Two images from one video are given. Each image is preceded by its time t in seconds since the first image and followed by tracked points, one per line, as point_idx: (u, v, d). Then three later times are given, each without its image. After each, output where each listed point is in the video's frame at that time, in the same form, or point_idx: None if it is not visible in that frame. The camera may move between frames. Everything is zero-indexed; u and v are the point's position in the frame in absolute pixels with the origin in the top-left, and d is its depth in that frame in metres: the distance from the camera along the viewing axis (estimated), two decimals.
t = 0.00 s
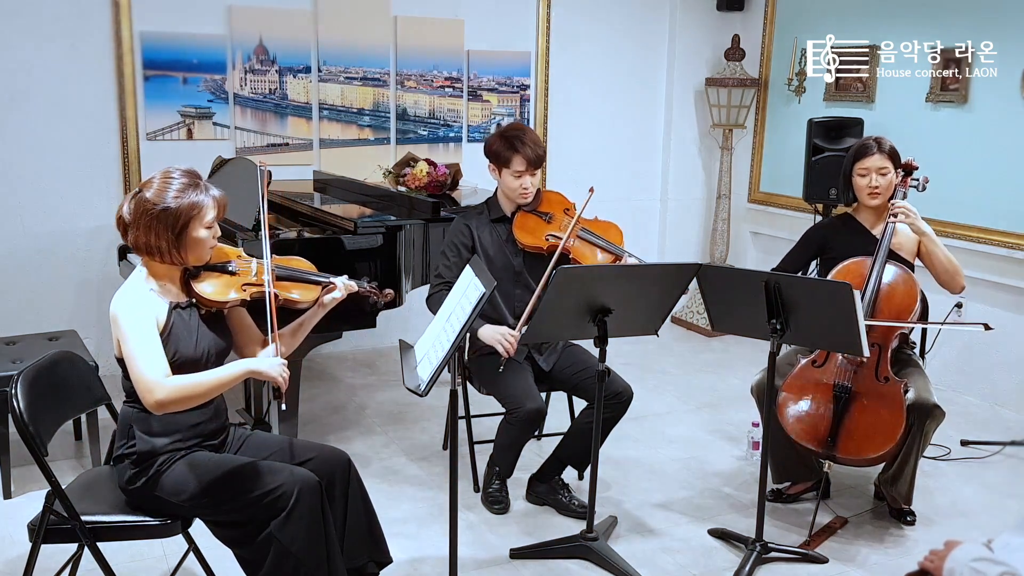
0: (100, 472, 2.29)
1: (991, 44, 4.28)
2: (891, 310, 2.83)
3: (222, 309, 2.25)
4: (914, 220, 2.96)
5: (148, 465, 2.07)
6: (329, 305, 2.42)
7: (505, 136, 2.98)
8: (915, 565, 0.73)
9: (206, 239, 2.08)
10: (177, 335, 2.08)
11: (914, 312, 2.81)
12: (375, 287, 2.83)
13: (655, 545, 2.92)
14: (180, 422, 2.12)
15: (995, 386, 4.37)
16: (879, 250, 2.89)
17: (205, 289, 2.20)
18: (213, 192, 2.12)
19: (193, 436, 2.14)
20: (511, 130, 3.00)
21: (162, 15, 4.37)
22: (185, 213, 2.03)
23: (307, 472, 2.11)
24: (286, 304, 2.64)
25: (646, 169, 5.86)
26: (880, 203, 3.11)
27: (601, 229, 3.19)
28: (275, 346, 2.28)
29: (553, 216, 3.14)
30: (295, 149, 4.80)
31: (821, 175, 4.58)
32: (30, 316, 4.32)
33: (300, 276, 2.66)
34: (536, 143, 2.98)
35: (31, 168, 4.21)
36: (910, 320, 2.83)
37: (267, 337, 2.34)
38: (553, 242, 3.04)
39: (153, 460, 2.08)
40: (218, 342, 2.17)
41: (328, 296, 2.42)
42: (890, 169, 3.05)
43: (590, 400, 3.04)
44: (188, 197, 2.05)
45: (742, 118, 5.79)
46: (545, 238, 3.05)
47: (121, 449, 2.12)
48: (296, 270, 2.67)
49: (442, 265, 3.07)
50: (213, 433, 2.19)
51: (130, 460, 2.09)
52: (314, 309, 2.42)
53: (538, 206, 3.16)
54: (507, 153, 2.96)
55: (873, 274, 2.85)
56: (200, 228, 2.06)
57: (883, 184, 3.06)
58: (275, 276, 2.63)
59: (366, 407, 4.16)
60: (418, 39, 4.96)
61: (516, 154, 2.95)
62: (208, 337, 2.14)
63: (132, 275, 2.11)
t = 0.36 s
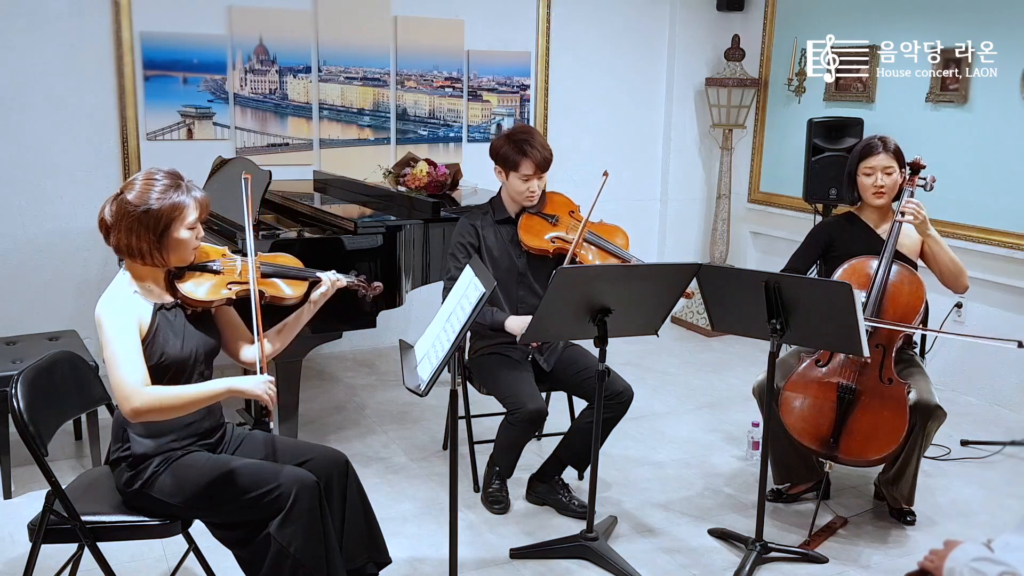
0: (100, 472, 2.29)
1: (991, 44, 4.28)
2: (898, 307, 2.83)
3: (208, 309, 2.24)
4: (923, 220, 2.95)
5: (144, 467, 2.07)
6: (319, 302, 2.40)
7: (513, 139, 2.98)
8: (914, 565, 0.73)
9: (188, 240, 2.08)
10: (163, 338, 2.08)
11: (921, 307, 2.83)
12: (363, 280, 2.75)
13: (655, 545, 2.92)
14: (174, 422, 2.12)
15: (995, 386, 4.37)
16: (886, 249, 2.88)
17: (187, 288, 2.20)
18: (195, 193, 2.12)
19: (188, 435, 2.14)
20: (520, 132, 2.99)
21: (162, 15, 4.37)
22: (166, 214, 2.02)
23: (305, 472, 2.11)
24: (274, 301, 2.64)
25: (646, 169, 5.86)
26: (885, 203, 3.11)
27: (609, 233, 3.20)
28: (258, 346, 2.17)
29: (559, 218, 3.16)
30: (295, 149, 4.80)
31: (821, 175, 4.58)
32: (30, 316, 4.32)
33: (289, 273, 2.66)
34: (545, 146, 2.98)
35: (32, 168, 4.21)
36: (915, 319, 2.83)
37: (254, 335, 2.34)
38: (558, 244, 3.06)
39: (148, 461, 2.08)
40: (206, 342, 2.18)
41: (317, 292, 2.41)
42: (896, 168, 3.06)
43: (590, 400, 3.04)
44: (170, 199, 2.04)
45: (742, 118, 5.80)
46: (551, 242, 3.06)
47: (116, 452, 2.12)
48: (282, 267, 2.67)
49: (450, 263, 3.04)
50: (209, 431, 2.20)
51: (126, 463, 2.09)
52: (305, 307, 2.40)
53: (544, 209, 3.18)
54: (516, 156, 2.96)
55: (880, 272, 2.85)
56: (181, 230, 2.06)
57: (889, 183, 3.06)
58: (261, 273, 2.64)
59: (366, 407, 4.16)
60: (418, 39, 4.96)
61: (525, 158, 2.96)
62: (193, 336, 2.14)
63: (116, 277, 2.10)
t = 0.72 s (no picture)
0: (99, 472, 2.29)
1: (991, 44, 4.28)
2: (901, 306, 2.83)
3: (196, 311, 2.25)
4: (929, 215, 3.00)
5: (140, 469, 2.07)
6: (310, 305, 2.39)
7: (520, 142, 2.97)
8: (914, 565, 0.73)
9: (175, 244, 2.08)
10: (150, 342, 2.07)
11: (925, 305, 2.83)
12: (356, 281, 2.74)
13: (655, 545, 2.92)
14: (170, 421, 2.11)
15: (995, 386, 4.37)
16: (890, 250, 2.88)
17: (175, 292, 2.19)
18: (183, 196, 2.12)
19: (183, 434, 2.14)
20: (526, 136, 2.99)
21: (162, 15, 4.37)
22: (152, 217, 2.02)
23: (303, 472, 2.11)
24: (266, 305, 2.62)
25: (646, 169, 5.86)
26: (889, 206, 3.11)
27: (613, 236, 3.20)
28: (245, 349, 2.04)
29: (564, 221, 3.17)
30: (295, 149, 4.80)
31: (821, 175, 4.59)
32: (30, 316, 4.32)
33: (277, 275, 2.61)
34: (552, 151, 2.99)
35: (31, 168, 4.20)
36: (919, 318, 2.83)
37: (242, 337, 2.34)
38: (562, 245, 3.06)
39: (144, 463, 2.08)
40: (194, 345, 2.18)
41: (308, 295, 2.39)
42: (901, 172, 3.04)
43: (590, 400, 3.04)
44: (157, 202, 2.04)
45: (742, 118, 5.80)
46: (556, 243, 3.07)
47: (112, 455, 2.12)
48: (275, 269, 2.64)
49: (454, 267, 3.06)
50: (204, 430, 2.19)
51: (122, 465, 2.10)
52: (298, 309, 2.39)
53: (549, 211, 3.19)
54: (523, 160, 2.96)
55: (881, 270, 2.85)
56: (167, 233, 2.05)
57: (894, 188, 3.05)
58: (253, 275, 2.60)
59: (366, 407, 4.16)
60: (418, 39, 4.96)
61: (532, 163, 2.96)
62: (181, 340, 2.14)
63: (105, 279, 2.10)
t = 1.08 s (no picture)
0: (98, 472, 2.29)
1: (991, 44, 4.28)
2: (902, 305, 2.83)
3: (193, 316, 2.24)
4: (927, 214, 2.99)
5: (139, 469, 2.07)
6: (307, 310, 2.41)
7: (526, 144, 2.97)
8: (914, 564, 0.72)
9: (171, 246, 2.07)
10: (144, 343, 2.06)
11: (925, 304, 2.84)
12: (356, 288, 2.78)
13: (654, 545, 2.92)
14: (167, 422, 2.12)
15: (995, 386, 4.38)
16: (891, 248, 2.89)
17: (172, 295, 2.18)
18: (180, 199, 2.12)
19: (181, 434, 2.14)
20: (534, 139, 2.98)
21: (162, 15, 4.37)
22: (148, 219, 2.02)
23: (301, 473, 2.11)
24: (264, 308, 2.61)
25: (647, 169, 5.86)
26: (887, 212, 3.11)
27: (615, 238, 3.20)
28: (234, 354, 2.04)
29: (568, 223, 3.17)
30: (295, 149, 4.80)
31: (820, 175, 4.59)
32: (30, 317, 4.32)
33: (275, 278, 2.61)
34: (559, 153, 2.99)
35: (31, 167, 4.20)
36: (920, 316, 2.83)
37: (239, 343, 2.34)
38: (567, 248, 3.08)
39: (142, 463, 2.08)
40: (187, 347, 2.18)
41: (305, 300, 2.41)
42: (898, 180, 3.03)
43: (591, 400, 3.04)
44: (154, 203, 2.04)
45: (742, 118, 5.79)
46: (563, 247, 3.08)
47: (111, 455, 2.12)
48: (275, 273, 2.64)
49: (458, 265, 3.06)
50: (201, 431, 2.18)
51: (120, 466, 2.09)
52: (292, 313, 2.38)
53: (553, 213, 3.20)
54: (529, 164, 2.96)
55: (881, 271, 2.85)
56: (163, 235, 2.05)
57: (890, 197, 3.04)
58: (252, 279, 2.59)
59: (366, 407, 4.16)
60: (418, 39, 4.96)
61: (537, 167, 2.96)
62: (175, 342, 2.14)
63: (101, 281, 2.11)
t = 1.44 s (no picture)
0: (98, 473, 2.29)
1: (991, 44, 4.27)
2: (902, 305, 2.83)
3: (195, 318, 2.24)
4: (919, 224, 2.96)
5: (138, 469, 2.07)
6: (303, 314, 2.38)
7: (535, 147, 2.96)
8: (914, 566, 0.72)
9: (175, 250, 2.07)
10: (145, 343, 2.06)
11: (923, 304, 2.83)
12: (357, 297, 2.71)
13: (654, 546, 2.91)
14: (166, 422, 2.12)
15: (995, 386, 4.37)
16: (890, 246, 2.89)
17: (174, 297, 2.18)
18: (188, 203, 2.11)
19: (180, 435, 2.14)
20: (543, 142, 2.97)
21: (162, 15, 4.37)
22: (154, 222, 2.02)
23: (301, 472, 2.11)
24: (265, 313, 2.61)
25: (647, 169, 5.86)
26: (885, 219, 3.11)
27: (617, 241, 3.21)
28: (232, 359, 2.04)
29: (573, 225, 3.18)
30: (295, 149, 4.80)
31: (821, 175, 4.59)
32: (30, 317, 4.32)
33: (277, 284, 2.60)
34: (568, 159, 2.99)
35: (31, 167, 4.20)
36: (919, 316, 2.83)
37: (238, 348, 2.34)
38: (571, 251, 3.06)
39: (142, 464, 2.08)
40: (186, 349, 2.17)
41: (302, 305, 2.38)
42: (895, 189, 3.02)
43: (591, 400, 3.04)
44: (161, 207, 2.04)
45: (742, 118, 5.80)
46: (567, 250, 3.07)
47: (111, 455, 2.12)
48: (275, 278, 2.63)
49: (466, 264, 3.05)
50: (200, 431, 2.18)
51: (120, 466, 2.09)
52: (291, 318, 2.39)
53: (559, 215, 3.21)
54: (537, 168, 2.96)
55: (881, 270, 2.85)
56: (169, 239, 2.05)
57: (887, 205, 3.04)
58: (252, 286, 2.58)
59: (366, 407, 4.16)
60: (418, 39, 4.96)
61: (544, 171, 2.96)
62: (176, 344, 2.14)
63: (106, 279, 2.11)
